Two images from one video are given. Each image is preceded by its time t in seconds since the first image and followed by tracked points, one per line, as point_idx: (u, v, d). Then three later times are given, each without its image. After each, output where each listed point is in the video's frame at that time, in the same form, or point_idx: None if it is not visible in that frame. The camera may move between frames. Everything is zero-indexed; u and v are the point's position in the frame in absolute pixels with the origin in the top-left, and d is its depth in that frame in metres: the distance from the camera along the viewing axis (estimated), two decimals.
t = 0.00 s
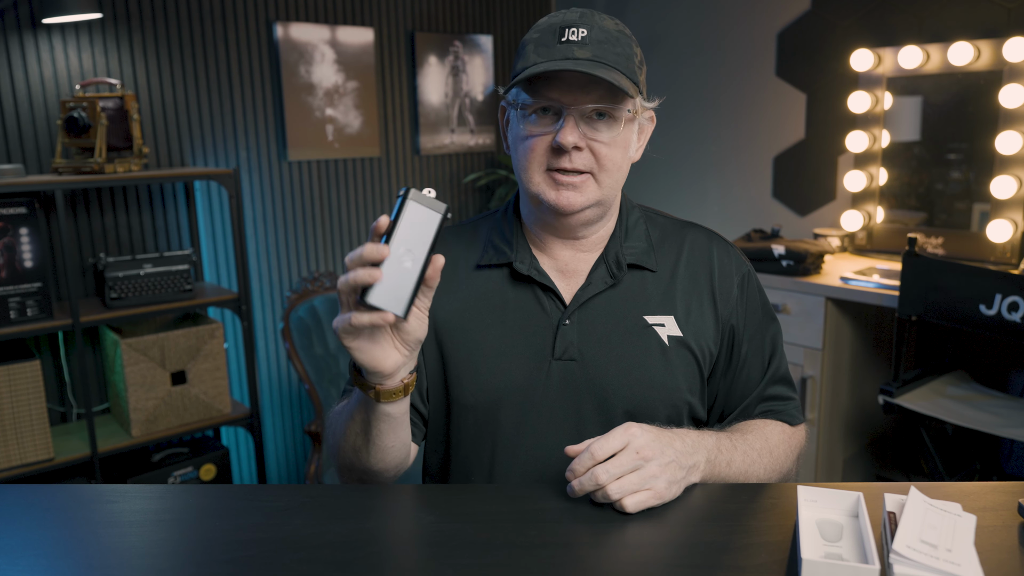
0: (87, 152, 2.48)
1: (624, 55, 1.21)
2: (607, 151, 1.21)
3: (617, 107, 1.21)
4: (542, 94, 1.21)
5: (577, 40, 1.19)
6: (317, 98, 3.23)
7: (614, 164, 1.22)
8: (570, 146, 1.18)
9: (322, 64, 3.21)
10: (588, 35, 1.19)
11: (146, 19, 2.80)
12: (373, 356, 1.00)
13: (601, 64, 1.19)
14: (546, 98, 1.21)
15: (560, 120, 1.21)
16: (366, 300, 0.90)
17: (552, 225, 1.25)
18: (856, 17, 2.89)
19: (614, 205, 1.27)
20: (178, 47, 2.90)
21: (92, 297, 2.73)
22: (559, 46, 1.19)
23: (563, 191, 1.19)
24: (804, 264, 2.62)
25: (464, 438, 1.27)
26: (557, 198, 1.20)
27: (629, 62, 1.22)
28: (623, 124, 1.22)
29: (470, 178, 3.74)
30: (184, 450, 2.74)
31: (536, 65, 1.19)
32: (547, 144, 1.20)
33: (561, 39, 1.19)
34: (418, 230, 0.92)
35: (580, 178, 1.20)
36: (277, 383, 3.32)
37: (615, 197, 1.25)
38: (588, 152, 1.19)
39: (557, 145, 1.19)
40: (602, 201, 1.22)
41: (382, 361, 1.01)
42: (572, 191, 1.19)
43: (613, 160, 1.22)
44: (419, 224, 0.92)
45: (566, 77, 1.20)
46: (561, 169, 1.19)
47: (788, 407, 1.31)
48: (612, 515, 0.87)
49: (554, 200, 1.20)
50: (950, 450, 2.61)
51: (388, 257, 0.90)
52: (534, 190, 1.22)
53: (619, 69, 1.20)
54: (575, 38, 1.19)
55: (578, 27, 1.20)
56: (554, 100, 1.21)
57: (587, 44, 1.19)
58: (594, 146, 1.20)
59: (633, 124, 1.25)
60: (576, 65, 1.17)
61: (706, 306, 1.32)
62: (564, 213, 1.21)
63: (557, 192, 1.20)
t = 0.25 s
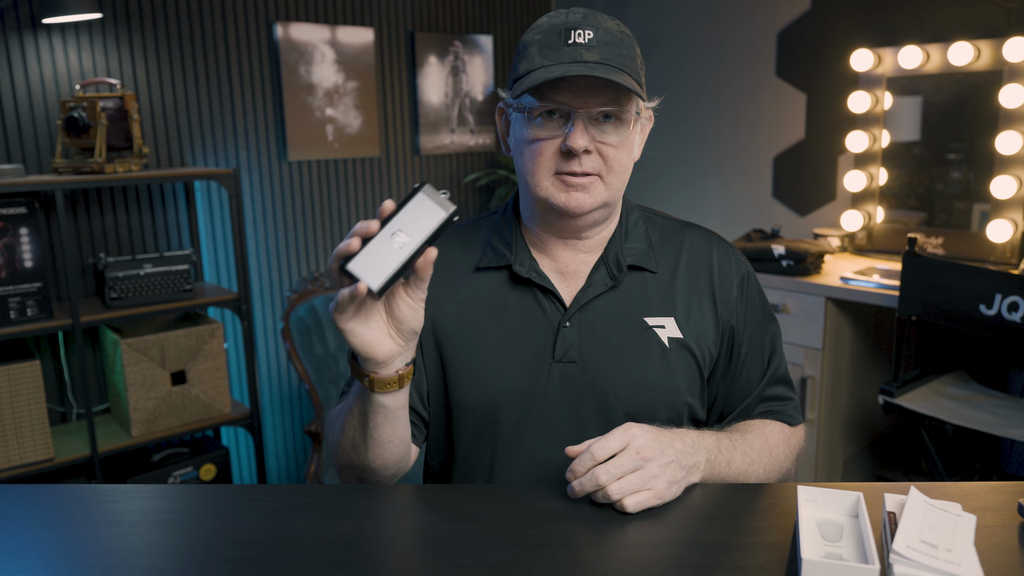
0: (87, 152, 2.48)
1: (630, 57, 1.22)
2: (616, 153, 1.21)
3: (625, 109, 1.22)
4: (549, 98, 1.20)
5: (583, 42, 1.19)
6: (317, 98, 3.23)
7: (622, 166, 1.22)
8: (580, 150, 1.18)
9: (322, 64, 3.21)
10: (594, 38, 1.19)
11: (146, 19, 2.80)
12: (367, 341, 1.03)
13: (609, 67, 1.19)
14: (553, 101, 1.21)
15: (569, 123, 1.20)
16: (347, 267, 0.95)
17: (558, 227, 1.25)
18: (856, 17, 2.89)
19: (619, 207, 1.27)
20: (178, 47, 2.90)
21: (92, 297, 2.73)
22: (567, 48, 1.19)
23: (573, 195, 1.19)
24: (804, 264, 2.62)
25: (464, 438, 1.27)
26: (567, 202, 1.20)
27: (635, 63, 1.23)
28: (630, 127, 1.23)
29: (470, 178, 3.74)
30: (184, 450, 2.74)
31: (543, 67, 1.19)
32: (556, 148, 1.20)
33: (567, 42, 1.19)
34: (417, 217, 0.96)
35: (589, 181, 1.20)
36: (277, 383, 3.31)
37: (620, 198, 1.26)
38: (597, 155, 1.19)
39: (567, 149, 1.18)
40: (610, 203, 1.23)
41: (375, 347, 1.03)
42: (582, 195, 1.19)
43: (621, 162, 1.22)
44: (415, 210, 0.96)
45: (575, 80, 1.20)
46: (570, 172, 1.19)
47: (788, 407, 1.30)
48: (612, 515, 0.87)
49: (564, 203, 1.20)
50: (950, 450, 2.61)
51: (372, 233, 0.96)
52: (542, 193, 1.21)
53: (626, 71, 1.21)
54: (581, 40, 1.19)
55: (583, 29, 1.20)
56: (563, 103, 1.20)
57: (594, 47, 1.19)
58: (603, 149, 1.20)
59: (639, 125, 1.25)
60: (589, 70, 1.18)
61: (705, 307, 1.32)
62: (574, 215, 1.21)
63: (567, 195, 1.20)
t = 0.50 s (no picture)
0: (87, 152, 2.48)
1: (621, 55, 1.21)
2: (608, 152, 1.20)
3: (617, 107, 1.21)
4: (541, 98, 1.20)
5: (573, 41, 1.19)
6: (317, 98, 3.23)
7: (615, 165, 1.22)
8: (571, 150, 1.18)
9: (322, 64, 3.21)
10: (584, 37, 1.19)
11: (146, 19, 2.80)
12: (368, 350, 1.03)
13: (599, 66, 1.19)
14: (545, 102, 1.20)
15: (560, 123, 1.20)
16: (360, 291, 0.93)
17: (553, 228, 1.25)
18: (856, 17, 2.89)
19: (615, 205, 1.27)
20: (178, 47, 2.90)
21: (92, 297, 2.73)
22: (556, 48, 1.19)
23: (567, 195, 1.19)
24: (804, 264, 2.62)
25: (464, 439, 1.27)
26: (561, 203, 1.19)
27: (627, 61, 1.22)
28: (623, 124, 1.22)
29: (470, 178, 3.74)
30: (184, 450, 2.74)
31: (533, 68, 1.19)
32: (548, 148, 1.19)
33: (557, 42, 1.19)
34: (417, 227, 0.95)
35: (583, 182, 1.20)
36: (277, 383, 3.32)
37: (616, 196, 1.25)
38: (589, 154, 1.19)
39: (559, 149, 1.18)
40: (604, 202, 1.22)
41: (377, 357, 1.04)
42: (576, 196, 1.19)
43: (615, 160, 1.21)
44: (416, 220, 0.95)
45: (565, 79, 1.19)
46: (563, 173, 1.19)
47: (789, 407, 1.30)
48: (612, 514, 0.87)
49: (558, 204, 1.20)
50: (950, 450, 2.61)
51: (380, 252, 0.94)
52: (536, 194, 1.21)
53: (617, 70, 1.20)
54: (571, 40, 1.19)
55: (573, 29, 1.20)
56: (553, 103, 1.20)
57: (584, 46, 1.19)
58: (595, 148, 1.19)
59: (633, 123, 1.24)
60: (576, 69, 1.17)
61: (705, 307, 1.32)
62: (568, 216, 1.21)
63: (561, 196, 1.19)
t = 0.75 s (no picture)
0: (87, 152, 2.48)
1: (605, 55, 1.21)
2: (593, 154, 1.20)
3: (600, 108, 1.21)
4: (524, 101, 1.21)
5: (554, 43, 1.19)
6: (317, 98, 3.23)
7: (601, 166, 1.22)
8: (553, 153, 1.18)
9: (322, 64, 3.21)
10: (567, 38, 1.19)
11: (146, 19, 2.80)
12: (361, 366, 1.02)
13: (580, 67, 1.18)
14: (528, 105, 1.21)
15: (543, 126, 1.21)
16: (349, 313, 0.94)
17: (544, 230, 1.26)
18: (856, 17, 2.89)
19: (607, 207, 1.27)
20: (178, 47, 2.90)
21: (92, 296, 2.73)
22: (538, 50, 1.19)
23: (552, 198, 1.20)
24: (804, 264, 2.62)
25: (463, 439, 1.27)
26: (546, 206, 1.20)
27: (611, 61, 1.21)
28: (608, 125, 1.22)
29: (470, 178, 3.74)
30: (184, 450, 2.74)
31: (516, 71, 1.19)
32: (532, 152, 1.20)
33: (539, 44, 1.19)
34: (406, 246, 0.94)
35: (568, 184, 1.20)
36: (277, 383, 3.32)
37: (607, 198, 1.25)
38: (573, 157, 1.20)
39: (541, 152, 1.19)
40: (592, 204, 1.22)
41: (369, 371, 1.03)
42: (561, 198, 1.20)
43: (601, 162, 1.21)
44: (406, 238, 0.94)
45: (545, 82, 1.19)
46: (547, 176, 1.20)
47: (788, 406, 1.31)
48: (612, 514, 0.87)
49: (544, 207, 1.21)
50: (950, 450, 2.61)
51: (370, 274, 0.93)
52: (524, 197, 1.22)
53: (600, 71, 1.20)
54: (553, 42, 1.19)
55: (556, 30, 1.20)
56: (536, 106, 1.20)
57: (565, 48, 1.19)
58: (579, 151, 1.20)
59: (620, 124, 1.24)
60: (551, 71, 1.17)
61: (703, 307, 1.32)
62: (555, 219, 1.21)
63: (546, 199, 1.20)
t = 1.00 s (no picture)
0: (87, 152, 2.48)
1: (595, 55, 1.21)
2: (584, 153, 1.20)
3: (590, 107, 1.20)
4: (515, 103, 1.20)
5: (544, 44, 1.19)
6: (317, 98, 3.23)
7: (593, 166, 1.22)
8: (544, 153, 1.18)
9: (322, 64, 3.21)
10: (556, 38, 1.19)
11: (146, 19, 2.80)
12: (361, 384, 1.00)
13: (569, 67, 1.19)
14: (519, 106, 1.21)
15: (535, 127, 1.21)
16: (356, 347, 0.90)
17: (539, 231, 1.26)
18: (856, 17, 2.89)
19: (602, 206, 1.27)
20: (178, 47, 2.90)
21: (92, 297, 2.73)
22: (527, 51, 1.19)
23: (545, 198, 1.20)
24: (804, 264, 2.62)
25: (463, 439, 1.26)
26: (540, 206, 1.20)
27: (601, 60, 1.21)
28: (599, 124, 1.22)
29: (470, 178, 3.74)
30: (184, 450, 2.74)
31: (506, 72, 1.20)
32: (524, 153, 1.20)
33: (529, 45, 1.20)
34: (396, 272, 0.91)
35: (560, 184, 1.20)
36: (277, 383, 3.32)
37: (600, 197, 1.25)
38: (564, 157, 1.19)
39: (532, 153, 1.19)
40: (585, 204, 1.22)
41: (367, 387, 1.01)
42: (553, 198, 1.20)
43: (592, 162, 1.21)
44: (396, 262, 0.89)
45: (534, 82, 1.19)
46: (540, 177, 1.20)
47: (786, 403, 1.31)
48: (612, 514, 0.87)
49: (537, 208, 1.21)
50: (950, 450, 2.61)
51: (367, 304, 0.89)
52: (518, 198, 1.23)
53: (589, 70, 1.20)
54: (542, 42, 1.19)
55: (545, 31, 1.20)
56: (527, 107, 1.20)
57: (554, 48, 1.19)
58: (570, 151, 1.19)
59: (611, 123, 1.24)
60: (539, 70, 1.17)
61: (700, 306, 1.32)
62: (548, 220, 1.21)
63: (540, 200, 1.20)
